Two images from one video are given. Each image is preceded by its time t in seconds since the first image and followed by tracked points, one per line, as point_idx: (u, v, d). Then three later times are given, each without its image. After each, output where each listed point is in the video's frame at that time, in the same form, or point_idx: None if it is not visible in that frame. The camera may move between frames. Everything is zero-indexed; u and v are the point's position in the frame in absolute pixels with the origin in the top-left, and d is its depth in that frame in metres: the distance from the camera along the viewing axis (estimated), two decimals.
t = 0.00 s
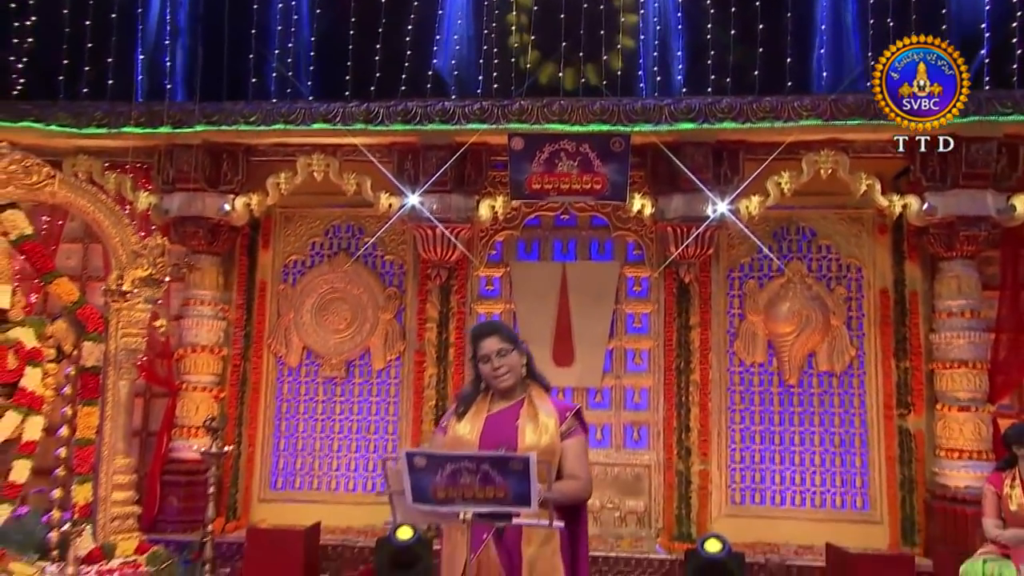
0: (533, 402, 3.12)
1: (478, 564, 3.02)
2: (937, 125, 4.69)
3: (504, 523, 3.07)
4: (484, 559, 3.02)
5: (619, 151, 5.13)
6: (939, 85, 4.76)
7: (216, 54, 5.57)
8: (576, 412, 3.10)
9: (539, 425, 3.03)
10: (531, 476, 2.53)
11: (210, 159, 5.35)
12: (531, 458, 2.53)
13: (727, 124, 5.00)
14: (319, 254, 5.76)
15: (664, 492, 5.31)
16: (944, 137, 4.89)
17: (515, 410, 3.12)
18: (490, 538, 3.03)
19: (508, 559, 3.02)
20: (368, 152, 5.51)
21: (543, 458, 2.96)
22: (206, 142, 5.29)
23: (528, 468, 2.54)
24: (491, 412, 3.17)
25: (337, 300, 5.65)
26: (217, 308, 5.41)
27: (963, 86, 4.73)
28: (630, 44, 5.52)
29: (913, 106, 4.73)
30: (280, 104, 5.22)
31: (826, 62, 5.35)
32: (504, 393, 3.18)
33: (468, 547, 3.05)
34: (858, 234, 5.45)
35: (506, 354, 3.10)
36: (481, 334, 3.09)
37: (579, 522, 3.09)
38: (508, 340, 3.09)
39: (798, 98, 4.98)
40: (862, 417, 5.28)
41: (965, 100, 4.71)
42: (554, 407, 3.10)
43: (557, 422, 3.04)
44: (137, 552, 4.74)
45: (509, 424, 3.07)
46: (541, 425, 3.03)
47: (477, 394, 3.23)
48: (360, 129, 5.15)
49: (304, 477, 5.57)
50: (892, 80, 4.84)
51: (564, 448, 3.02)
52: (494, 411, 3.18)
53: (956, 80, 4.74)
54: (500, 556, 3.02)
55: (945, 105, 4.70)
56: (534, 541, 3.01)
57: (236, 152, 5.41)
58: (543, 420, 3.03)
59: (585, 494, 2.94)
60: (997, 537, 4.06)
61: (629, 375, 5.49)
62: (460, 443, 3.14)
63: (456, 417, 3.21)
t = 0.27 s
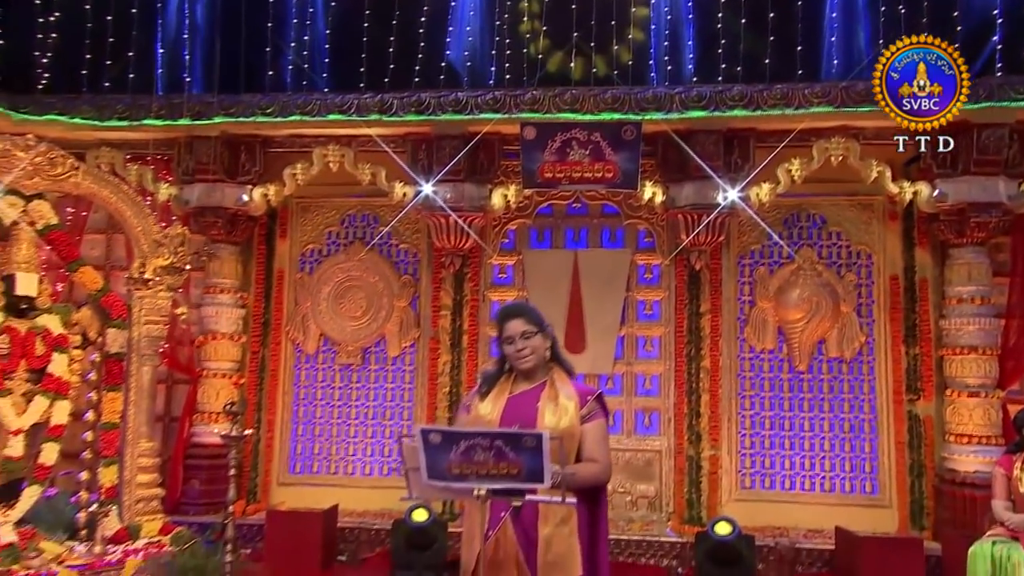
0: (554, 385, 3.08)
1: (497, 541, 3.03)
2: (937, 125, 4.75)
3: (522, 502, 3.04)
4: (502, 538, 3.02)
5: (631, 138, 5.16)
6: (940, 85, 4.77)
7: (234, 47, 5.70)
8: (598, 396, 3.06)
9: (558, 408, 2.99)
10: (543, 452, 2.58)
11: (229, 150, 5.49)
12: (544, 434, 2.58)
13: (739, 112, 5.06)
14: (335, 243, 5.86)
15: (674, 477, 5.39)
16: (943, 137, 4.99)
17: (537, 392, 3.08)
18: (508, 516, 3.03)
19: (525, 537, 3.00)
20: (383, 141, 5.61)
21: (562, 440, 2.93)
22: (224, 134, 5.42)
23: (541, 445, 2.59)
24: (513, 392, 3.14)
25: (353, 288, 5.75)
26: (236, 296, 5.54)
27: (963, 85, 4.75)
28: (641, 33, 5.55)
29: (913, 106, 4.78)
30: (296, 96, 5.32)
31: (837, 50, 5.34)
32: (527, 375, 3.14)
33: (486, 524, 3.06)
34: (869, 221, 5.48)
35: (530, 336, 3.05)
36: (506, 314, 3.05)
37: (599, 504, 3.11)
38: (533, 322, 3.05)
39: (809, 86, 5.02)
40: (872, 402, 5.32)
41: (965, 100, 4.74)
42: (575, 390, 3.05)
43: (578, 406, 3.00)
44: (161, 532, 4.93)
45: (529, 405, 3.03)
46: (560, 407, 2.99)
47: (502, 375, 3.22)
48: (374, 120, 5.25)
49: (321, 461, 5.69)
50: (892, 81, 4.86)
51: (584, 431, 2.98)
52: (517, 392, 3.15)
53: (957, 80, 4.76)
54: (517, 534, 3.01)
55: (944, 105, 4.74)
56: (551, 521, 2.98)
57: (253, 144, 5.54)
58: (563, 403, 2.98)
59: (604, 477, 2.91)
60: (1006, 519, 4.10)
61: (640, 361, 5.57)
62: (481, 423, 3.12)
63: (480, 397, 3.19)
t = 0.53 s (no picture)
0: (579, 369, 2.86)
1: (517, 521, 2.82)
2: (937, 125, 4.72)
3: (542, 482, 2.84)
4: (522, 518, 2.82)
5: (646, 127, 5.19)
6: (940, 85, 4.72)
7: (255, 41, 5.79)
8: (623, 381, 2.84)
9: (580, 392, 2.79)
10: (560, 431, 2.49)
11: (250, 142, 5.57)
12: (560, 413, 2.48)
13: (755, 100, 5.09)
14: (355, 234, 5.95)
15: (690, 463, 5.44)
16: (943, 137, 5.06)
17: (560, 376, 2.87)
18: (528, 497, 2.83)
19: (545, 519, 2.79)
20: (402, 133, 5.69)
21: (582, 425, 2.73)
22: (246, 126, 5.50)
23: (558, 424, 2.50)
24: (537, 375, 2.93)
25: (372, 278, 5.84)
26: (258, 286, 5.66)
27: (962, 85, 4.70)
28: (657, 22, 5.58)
29: (913, 107, 4.73)
30: (316, 88, 5.43)
31: (854, 37, 5.34)
32: (551, 358, 2.93)
33: (506, 503, 2.86)
34: (886, 208, 5.47)
35: (557, 321, 2.84)
36: (533, 295, 2.84)
37: (622, 490, 2.91)
38: (562, 307, 2.82)
39: (825, 73, 5.03)
40: (888, 389, 5.33)
41: (965, 101, 4.71)
42: (598, 374, 2.84)
43: (600, 390, 2.79)
44: (188, 515, 5.00)
45: (550, 388, 2.83)
46: (582, 391, 2.79)
47: (527, 357, 3.01)
48: (392, 111, 5.35)
49: (342, 447, 5.81)
50: (892, 81, 4.78)
51: (606, 416, 2.78)
52: (541, 375, 2.94)
53: (955, 80, 4.70)
54: (537, 515, 2.80)
55: (944, 105, 4.70)
56: (571, 503, 2.77)
57: (274, 136, 5.63)
58: (585, 387, 2.78)
59: (624, 463, 2.72)
60: None
61: (656, 349, 5.61)
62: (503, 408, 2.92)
63: (503, 379, 2.99)
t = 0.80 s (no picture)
0: (597, 355, 2.81)
1: (535, 505, 2.89)
2: (938, 125, 4.68)
3: (559, 466, 2.85)
4: (540, 502, 2.87)
5: (664, 117, 5.21)
6: (939, 84, 4.68)
7: (274, 36, 5.88)
8: (642, 368, 2.77)
9: (597, 377, 2.74)
10: (576, 415, 2.47)
11: (271, 135, 5.65)
12: (575, 397, 2.46)
13: (772, 88, 5.07)
14: (373, 225, 6.02)
15: (707, 452, 5.45)
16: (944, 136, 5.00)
17: (579, 362, 2.83)
18: (545, 481, 2.86)
19: (561, 504, 2.78)
20: (419, 125, 5.74)
21: (599, 411, 2.68)
22: (266, 119, 5.59)
23: (573, 408, 2.47)
24: (556, 361, 2.89)
25: (391, 268, 5.90)
26: (279, 277, 5.76)
27: (962, 85, 4.67)
28: (674, 11, 5.56)
29: (913, 107, 4.71)
30: (336, 81, 5.49)
31: (875, 23, 5.29)
32: (571, 343, 2.88)
33: (524, 488, 2.92)
34: (905, 196, 5.43)
35: (579, 307, 2.78)
36: (554, 279, 2.80)
37: (642, 478, 2.85)
38: (584, 292, 2.77)
39: (845, 60, 4.99)
40: (906, 378, 5.31)
41: (965, 100, 4.67)
42: (616, 361, 2.78)
43: (618, 376, 2.73)
44: (212, 501, 5.23)
45: (567, 373, 2.79)
46: (600, 376, 2.75)
47: (547, 343, 2.97)
48: (410, 103, 5.41)
49: (362, 436, 5.89)
50: (892, 81, 4.75)
51: (623, 402, 2.71)
52: (560, 361, 2.90)
53: (956, 80, 4.67)
54: (554, 499, 2.80)
55: (944, 105, 4.67)
56: (587, 487, 2.74)
57: (294, 129, 5.71)
58: (602, 373, 2.74)
59: (643, 451, 2.64)
60: None
61: (673, 339, 5.62)
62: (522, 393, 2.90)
63: (523, 364, 2.97)
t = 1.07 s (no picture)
0: (611, 346, 2.79)
1: (547, 496, 2.86)
2: (937, 125, 4.64)
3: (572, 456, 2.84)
4: (553, 492, 2.84)
5: (679, 107, 5.16)
6: (940, 84, 4.63)
7: (290, 30, 5.91)
8: (655, 359, 2.75)
9: (610, 368, 2.72)
10: (588, 404, 2.48)
11: (286, 129, 5.68)
12: (588, 386, 2.46)
13: (789, 78, 5.02)
14: (388, 218, 6.04)
15: (723, 445, 5.42)
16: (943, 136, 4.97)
17: (591, 353, 2.81)
18: (558, 471, 2.84)
19: (575, 494, 2.79)
20: (433, 118, 5.74)
21: (611, 401, 2.68)
22: (282, 113, 5.61)
23: (585, 396, 2.48)
24: (569, 352, 2.88)
25: (406, 261, 5.92)
26: (295, 270, 5.79)
27: (963, 85, 4.62)
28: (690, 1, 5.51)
29: (913, 107, 4.67)
30: (350, 75, 5.50)
31: (895, 11, 5.22)
32: (585, 334, 2.86)
33: (537, 479, 2.91)
34: (926, 186, 5.35)
35: (596, 301, 2.75)
36: (574, 270, 2.75)
37: (656, 467, 2.85)
38: (602, 285, 2.73)
39: (864, 48, 4.92)
40: (926, 370, 5.24)
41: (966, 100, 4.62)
42: (630, 352, 2.76)
43: (632, 367, 2.72)
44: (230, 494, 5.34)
45: (580, 363, 2.77)
46: (613, 367, 2.73)
47: (561, 332, 2.95)
48: (424, 96, 5.41)
49: (378, 428, 5.92)
50: (891, 81, 4.72)
51: (637, 393, 2.70)
52: (573, 351, 2.88)
53: (956, 80, 4.62)
54: (567, 490, 2.81)
55: (944, 105, 4.63)
56: (601, 477, 2.74)
57: (309, 123, 5.72)
58: (615, 363, 2.72)
59: (656, 443, 2.64)
60: None
61: (689, 331, 5.59)
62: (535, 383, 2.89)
63: (537, 353, 2.95)
